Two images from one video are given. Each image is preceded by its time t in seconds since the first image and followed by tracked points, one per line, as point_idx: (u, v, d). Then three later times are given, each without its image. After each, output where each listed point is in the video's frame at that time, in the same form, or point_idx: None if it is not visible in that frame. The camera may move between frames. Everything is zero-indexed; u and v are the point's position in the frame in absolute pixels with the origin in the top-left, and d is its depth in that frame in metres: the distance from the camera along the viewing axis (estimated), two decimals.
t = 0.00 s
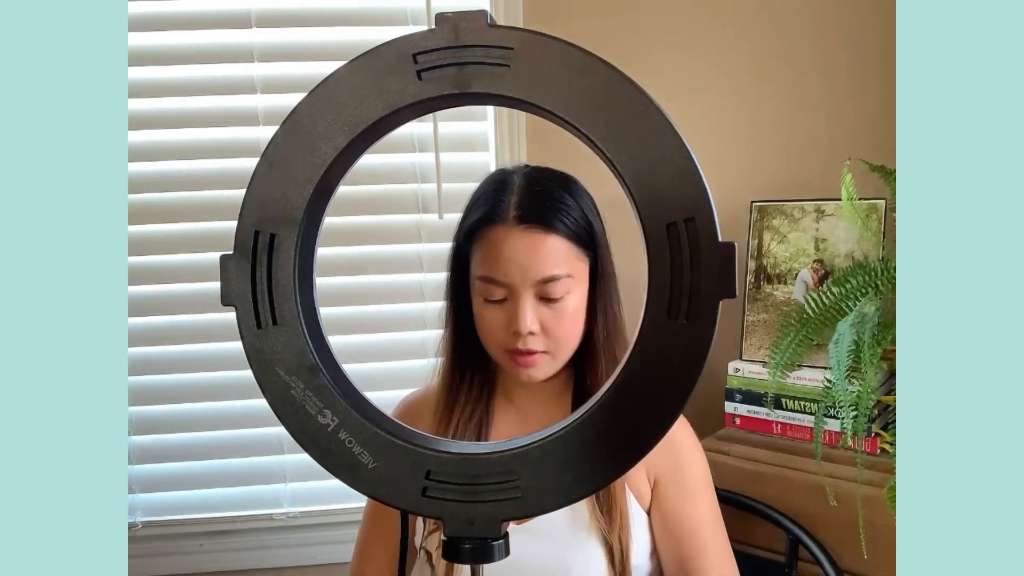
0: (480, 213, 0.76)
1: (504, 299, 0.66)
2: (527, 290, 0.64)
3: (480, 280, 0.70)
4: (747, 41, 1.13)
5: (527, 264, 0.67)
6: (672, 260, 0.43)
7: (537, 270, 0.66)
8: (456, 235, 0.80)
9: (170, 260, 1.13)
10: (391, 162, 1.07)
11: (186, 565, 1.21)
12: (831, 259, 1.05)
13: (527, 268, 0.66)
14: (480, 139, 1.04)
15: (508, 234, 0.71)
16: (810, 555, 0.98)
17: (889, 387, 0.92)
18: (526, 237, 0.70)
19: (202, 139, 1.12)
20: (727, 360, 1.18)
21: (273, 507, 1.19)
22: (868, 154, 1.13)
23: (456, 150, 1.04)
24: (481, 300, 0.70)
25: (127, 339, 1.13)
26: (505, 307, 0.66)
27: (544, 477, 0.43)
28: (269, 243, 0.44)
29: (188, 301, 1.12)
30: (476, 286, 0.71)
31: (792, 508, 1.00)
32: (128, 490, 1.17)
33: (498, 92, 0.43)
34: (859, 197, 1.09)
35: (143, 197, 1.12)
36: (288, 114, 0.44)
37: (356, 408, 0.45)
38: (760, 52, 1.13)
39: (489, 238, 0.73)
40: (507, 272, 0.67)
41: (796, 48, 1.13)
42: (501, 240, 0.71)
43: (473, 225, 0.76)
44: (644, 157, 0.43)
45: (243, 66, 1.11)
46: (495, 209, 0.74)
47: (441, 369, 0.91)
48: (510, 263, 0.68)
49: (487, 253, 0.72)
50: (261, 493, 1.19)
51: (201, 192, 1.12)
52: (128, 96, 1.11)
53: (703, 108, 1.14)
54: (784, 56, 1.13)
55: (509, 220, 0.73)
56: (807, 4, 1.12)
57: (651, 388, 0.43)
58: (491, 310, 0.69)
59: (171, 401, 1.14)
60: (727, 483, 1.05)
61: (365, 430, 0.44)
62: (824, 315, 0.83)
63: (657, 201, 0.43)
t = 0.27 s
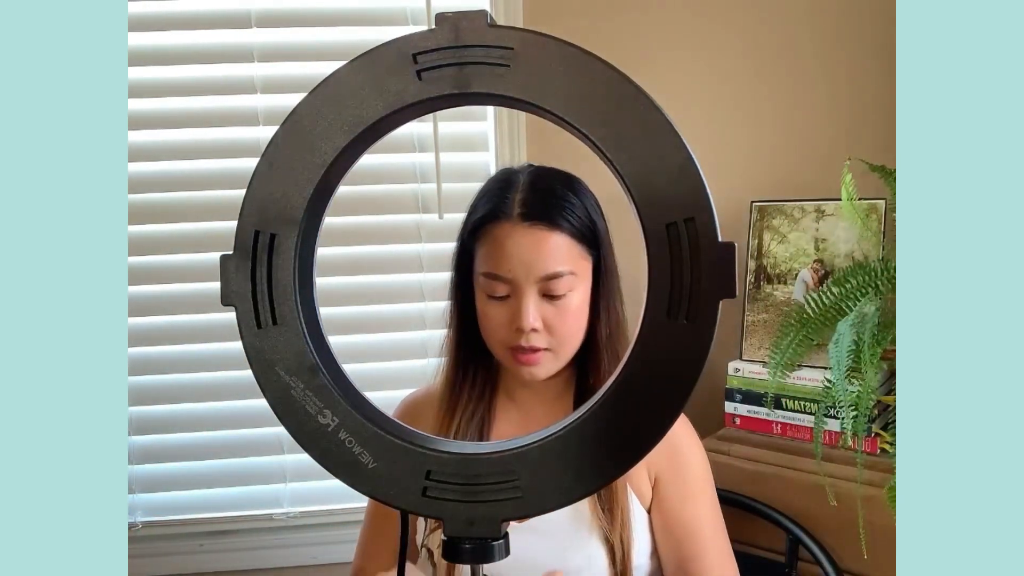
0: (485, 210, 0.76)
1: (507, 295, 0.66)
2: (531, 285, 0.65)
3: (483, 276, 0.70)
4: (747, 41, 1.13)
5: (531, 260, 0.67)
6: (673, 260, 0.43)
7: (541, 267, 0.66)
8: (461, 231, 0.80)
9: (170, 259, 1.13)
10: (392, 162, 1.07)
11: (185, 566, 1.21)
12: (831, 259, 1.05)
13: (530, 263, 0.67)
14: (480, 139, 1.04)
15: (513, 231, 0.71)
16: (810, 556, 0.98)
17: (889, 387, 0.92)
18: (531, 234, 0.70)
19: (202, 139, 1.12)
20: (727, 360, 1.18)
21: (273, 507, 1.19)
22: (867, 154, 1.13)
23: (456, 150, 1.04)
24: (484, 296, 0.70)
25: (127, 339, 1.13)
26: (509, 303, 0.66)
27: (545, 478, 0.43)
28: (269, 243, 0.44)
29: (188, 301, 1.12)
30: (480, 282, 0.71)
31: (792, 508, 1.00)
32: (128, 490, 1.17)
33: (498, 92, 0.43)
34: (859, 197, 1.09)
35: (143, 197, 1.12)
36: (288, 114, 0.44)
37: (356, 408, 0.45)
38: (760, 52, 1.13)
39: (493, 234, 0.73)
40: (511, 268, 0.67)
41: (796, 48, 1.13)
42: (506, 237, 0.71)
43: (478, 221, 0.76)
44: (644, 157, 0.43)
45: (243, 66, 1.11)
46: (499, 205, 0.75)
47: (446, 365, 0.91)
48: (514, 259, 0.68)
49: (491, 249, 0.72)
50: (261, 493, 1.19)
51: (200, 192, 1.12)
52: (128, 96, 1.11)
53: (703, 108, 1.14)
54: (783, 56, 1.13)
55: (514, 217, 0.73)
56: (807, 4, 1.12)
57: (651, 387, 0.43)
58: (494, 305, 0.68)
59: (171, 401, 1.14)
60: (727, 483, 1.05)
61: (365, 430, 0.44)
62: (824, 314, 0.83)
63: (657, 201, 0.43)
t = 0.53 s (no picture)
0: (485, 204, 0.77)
1: (505, 287, 0.67)
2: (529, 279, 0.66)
3: (483, 269, 0.72)
4: (747, 41, 1.13)
5: (529, 254, 0.68)
6: (673, 260, 0.43)
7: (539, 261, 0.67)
8: (462, 226, 0.81)
9: (170, 259, 1.13)
10: (392, 162, 1.06)
11: (185, 566, 1.21)
12: (831, 259, 1.05)
13: (528, 257, 0.68)
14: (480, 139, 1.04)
15: (511, 225, 0.72)
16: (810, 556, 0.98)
17: (889, 387, 0.92)
18: (530, 228, 0.70)
19: (202, 139, 1.12)
20: (727, 360, 1.18)
21: (273, 507, 1.19)
22: (868, 154, 1.13)
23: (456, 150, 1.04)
24: (484, 288, 0.72)
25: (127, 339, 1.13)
26: (507, 295, 0.68)
27: (544, 477, 0.43)
28: (269, 243, 0.44)
29: (188, 301, 1.12)
30: (479, 274, 0.73)
31: (791, 508, 1.00)
32: (128, 490, 1.17)
33: (498, 92, 0.43)
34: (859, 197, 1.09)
35: (143, 197, 1.12)
36: (287, 114, 0.44)
37: (356, 408, 0.45)
38: (760, 52, 1.13)
39: (493, 228, 0.74)
40: (509, 261, 0.68)
41: (796, 48, 1.13)
42: (504, 230, 0.72)
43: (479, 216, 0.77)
44: (644, 157, 0.43)
45: (243, 66, 1.11)
46: (499, 200, 0.75)
47: (448, 361, 0.92)
48: (513, 253, 0.69)
49: (490, 243, 0.73)
50: (260, 493, 1.19)
51: (200, 192, 1.12)
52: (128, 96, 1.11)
53: (702, 108, 1.14)
54: (783, 56, 1.13)
55: (512, 211, 0.73)
56: (807, 4, 1.12)
57: (651, 387, 0.43)
58: (493, 298, 0.70)
59: (171, 401, 1.14)
60: (727, 483, 1.05)
61: (365, 430, 0.44)
62: (824, 314, 0.83)
63: (658, 201, 0.43)
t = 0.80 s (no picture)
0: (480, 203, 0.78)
1: (499, 286, 0.68)
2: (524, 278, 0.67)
3: (478, 267, 0.73)
4: (747, 41, 1.13)
5: (524, 253, 0.69)
6: (672, 259, 0.43)
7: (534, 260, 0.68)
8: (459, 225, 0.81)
9: (170, 259, 1.13)
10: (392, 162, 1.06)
11: (186, 565, 1.21)
12: (831, 259, 1.05)
13: (521, 256, 0.68)
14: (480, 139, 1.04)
15: (506, 223, 0.72)
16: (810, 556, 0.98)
17: (889, 387, 0.92)
18: (525, 227, 0.71)
19: (202, 139, 1.12)
20: (727, 360, 1.18)
21: (273, 507, 1.19)
22: (868, 154, 1.13)
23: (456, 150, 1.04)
24: (479, 286, 0.73)
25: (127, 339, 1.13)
26: (502, 293, 0.69)
27: (543, 477, 0.43)
28: (269, 243, 0.44)
29: (188, 301, 1.12)
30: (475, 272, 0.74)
31: (791, 508, 1.00)
32: (128, 490, 1.17)
33: (498, 92, 0.43)
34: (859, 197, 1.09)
35: (143, 197, 1.12)
36: (287, 114, 0.44)
37: (356, 408, 0.45)
38: (760, 52, 1.13)
39: (488, 226, 0.74)
40: (504, 259, 0.69)
41: (795, 48, 1.13)
42: (499, 229, 0.72)
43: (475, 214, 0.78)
44: (644, 157, 0.43)
45: (243, 65, 1.11)
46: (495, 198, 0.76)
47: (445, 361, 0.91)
48: (508, 252, 0.70)
49: (485, 241, 0.73)
50: (260, 493, 1.19)
51: (200, 192, 1.12)
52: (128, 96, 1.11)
53: (702, 108, 1.15)
54: (783, 56, 1.13)
55: (507, 210, 0.74)
56: (807, 4, 1.12)
57: (651, 386, 0.43)
58: (488, 296, 0.71)
59: (171, 401, 1.14)
60: (727, 483, 1.05)
61: (364, 430, 0.44)
62: (824, 314, 0.83)
63: (657, 201, 0.43)
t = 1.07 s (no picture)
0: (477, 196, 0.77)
1: (499, 275, 0.67)
2: (523, 266, 0.65)
3: (475, 259, 0.71)
4: (747, 41, 1.13)
5: (523, 242, 0.67)
6: (672, 259, 0.43)
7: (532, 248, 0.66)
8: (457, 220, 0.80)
9: (170, 259, 1.13)
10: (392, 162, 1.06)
11: (185, 565, 1.21)
12: (831, 259, 1.05)
13: (521, 244, 0.67)
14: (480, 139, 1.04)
15: (505, 213, 0.71)
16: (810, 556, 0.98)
17: (889, 387, 0.92)
18: (523, 217, 0.70)
19: (202, 139, 1.12)
20: (727, 360, 1.18)
21: (273, 507, 1.19)
22: (868, 154, 1.13)
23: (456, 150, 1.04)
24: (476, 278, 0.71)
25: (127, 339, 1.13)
26: (501, 284, 0.67)
27: (543, 477, 0.43)
28: (269, 243, 0.44)
29: (188, 301, 1.12)
30: (471, 265, 0.72)
31: (791, 508, 1.00)
32: (128, 490, 1.17)
33: (499, 92, 0.43)
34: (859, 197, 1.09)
35: (143, 197, 1.12)
36: (287, 114, 0.44)
37: (356, 408, 0.45)
38: (760, 52, 1.13)
39: (486, 218, 0.73)
40: (502, 248, 0.67)
41: (795, 48, 1.13)
42: (498, 219, 0.71)
43: (471, 208, 0.77)
44: (644, 157, 0.43)
45: (243, 65, 1.11)
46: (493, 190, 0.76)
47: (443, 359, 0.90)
48: (506, 241, 0.68)
49: (482, 233, 0.72)
50: (260, 493, 1.19)
51: (200, 192, 1.12)
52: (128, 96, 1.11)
53: (702, 108, 1.15)
54: (783, 56, 1.13)
55: (506, 201, 0.73)
56: (807, 4, 1.12)
57: (651, 386, 0.43)
58: (486, 287, 0.69)
59: (171, 401, 1.14)
60: (727, 483, 1.05)
61: (364, 430, 0.44)
62: (824, 315, 0.83)
63: (657, 201, 0.43)
